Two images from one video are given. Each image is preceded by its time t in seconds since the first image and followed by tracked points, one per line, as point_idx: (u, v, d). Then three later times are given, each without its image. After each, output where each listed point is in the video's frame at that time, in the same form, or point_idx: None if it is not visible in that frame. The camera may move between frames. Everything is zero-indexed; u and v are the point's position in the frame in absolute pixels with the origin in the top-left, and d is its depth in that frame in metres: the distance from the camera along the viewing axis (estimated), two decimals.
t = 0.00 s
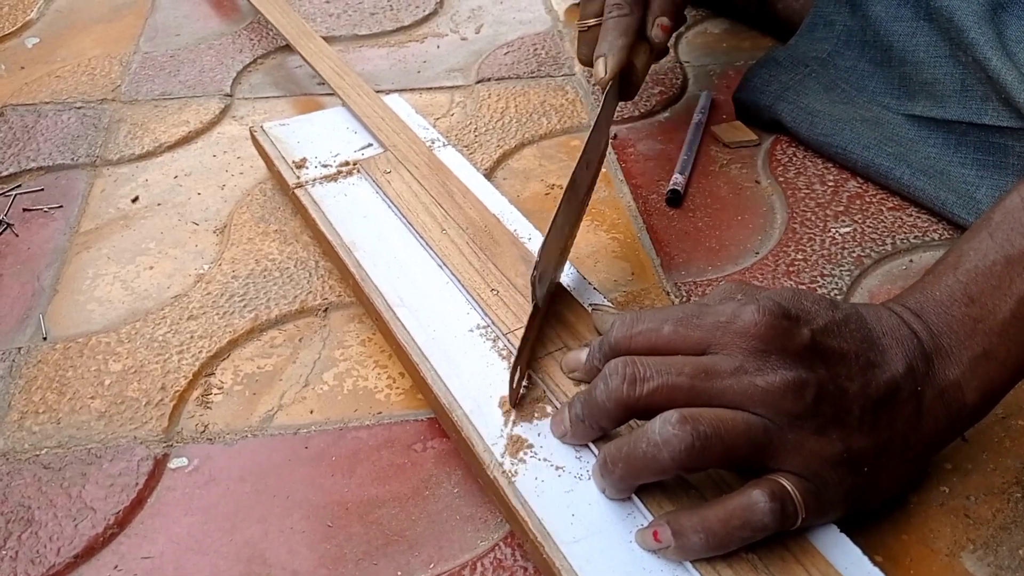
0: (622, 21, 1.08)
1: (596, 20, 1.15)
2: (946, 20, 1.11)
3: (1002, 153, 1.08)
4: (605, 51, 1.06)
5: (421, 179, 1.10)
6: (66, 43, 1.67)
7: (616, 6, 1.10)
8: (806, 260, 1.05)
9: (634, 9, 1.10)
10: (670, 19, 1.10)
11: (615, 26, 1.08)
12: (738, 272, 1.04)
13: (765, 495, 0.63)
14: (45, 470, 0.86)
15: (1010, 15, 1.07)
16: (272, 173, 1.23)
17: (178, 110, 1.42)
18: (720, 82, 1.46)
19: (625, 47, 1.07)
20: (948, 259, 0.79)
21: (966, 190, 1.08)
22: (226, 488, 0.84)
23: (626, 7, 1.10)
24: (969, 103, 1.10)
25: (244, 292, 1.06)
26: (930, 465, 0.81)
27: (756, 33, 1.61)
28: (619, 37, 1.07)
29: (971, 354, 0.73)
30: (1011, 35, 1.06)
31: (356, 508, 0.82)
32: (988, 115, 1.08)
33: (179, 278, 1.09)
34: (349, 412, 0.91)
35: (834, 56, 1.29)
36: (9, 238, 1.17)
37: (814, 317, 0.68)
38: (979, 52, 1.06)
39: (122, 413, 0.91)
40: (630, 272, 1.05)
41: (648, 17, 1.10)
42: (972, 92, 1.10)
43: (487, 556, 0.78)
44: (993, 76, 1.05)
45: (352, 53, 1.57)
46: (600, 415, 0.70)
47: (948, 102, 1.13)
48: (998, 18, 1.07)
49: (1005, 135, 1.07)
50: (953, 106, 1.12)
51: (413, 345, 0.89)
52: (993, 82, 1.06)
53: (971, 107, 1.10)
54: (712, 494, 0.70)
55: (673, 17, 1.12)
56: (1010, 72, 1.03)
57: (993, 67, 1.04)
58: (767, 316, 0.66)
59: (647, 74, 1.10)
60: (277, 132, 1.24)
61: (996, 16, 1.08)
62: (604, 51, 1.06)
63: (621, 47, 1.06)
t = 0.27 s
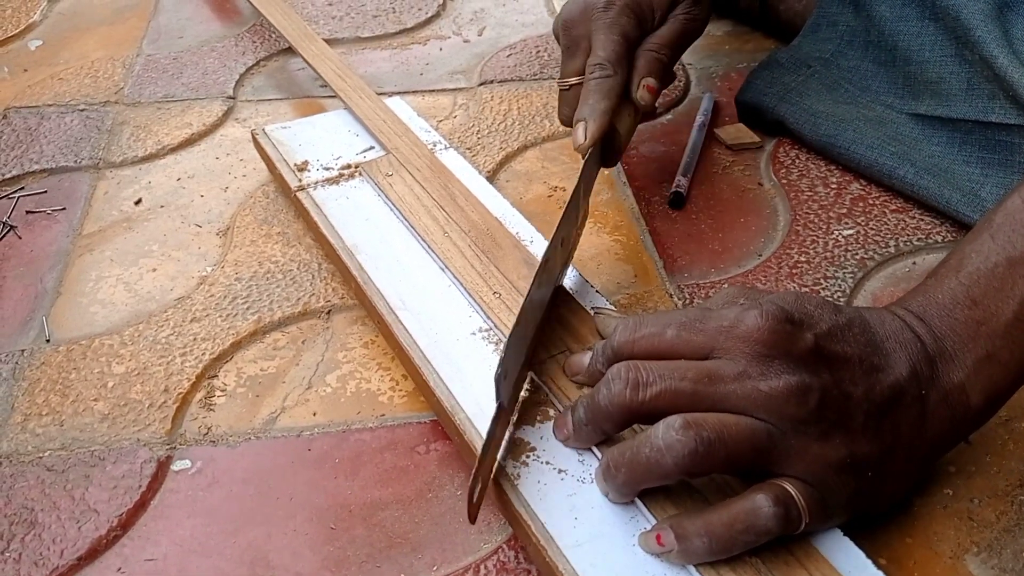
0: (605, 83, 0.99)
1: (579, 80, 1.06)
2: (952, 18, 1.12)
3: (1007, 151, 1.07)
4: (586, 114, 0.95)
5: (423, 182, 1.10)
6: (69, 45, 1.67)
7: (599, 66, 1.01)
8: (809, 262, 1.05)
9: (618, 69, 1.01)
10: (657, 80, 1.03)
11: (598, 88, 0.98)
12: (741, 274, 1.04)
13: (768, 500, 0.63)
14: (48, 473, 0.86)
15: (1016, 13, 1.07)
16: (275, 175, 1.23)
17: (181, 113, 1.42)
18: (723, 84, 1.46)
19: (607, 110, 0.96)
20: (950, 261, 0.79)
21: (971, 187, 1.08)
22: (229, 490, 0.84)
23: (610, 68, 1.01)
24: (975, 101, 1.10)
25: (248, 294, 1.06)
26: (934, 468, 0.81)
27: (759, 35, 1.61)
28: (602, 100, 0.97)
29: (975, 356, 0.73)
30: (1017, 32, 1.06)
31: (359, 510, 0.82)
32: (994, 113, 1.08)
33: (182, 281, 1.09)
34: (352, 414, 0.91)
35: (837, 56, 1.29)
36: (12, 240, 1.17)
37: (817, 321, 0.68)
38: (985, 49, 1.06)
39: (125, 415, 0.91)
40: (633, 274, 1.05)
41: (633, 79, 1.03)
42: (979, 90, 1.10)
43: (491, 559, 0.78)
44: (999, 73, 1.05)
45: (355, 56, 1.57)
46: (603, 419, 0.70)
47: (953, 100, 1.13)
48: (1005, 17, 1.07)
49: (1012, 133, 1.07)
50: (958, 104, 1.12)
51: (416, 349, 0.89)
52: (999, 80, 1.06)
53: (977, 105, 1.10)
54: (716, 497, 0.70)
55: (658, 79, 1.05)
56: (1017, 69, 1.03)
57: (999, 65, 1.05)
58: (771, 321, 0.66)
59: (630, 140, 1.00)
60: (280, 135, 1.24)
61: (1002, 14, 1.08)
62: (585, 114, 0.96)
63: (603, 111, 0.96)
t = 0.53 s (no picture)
0: (589, 114, 0.96)
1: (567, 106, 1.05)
2: (951, 24, 1.13)
3: (1006, 155, 1.08)
4: (569, 146, 0.93)
5: (425, 184, 1.10)
6: (70, 47, 1.67)
7: (584, 94, 0.98)
8: (811, 264, 1.05)
9: (605, 96, 0.98)
10: (644, 109, 1.01)
11: (581, 119, 0.96)
12: (743, 276, 1.04)
13: (771, 504, 0.62)
14: (50, 475, 0.86)
15: (1014, 19, 1.08)
16: (276, 177, 1.23)
17: (182, 115, 1.42)
18: (724, 86, 1.46)
19: (591, 142, 0.94)
20: (952, 263, 0.79)
21: (970, 193, 1.08)
22: (231, 493, 0.84)
23: (596, 96, 0.98)
24: (973, 107, 1.11)
25: (249, 297, 1.06)
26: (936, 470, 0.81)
27: (760, 37, 1.61)
28: (585, 131, 0.94)
29: (975, 359, 0.73)
30: (1015, 39, 1.07)
31: (362, 513, 0.82)
32: (992, 118, 1.09)
33: (184, 283, 1.09)
34: (354, 417, 0.91)
35: (838, 59, 1.29)
36: (14, 242, 1.17)
37: (818, 325, 0.67)
38: (983, 56, 1.08)
39: (127, 417, 0.91)
40: (634, 276, 1.05)
41: (620, 108, 1.00)
42: (978, 96, 1.10)
43: (493, 561, 0.77)
44: (998, 80, 1.06)
45: (356, 58, 1.57)
46: (604, 420, 0.70)
47: (952, 105, 1.13)
48: (1002, 23, 1.09)
49: (1010, 139, 1.08)
50: (957, 110, 1.13)
51: (417, 351, 0.89)
52: (998, 86, 1.07)
53: (975, 110, 1.10)
54: (718, 500, 0.70)
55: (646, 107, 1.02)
56: (1015, 76, 1.04)
57: (998, 71, 1.06)
58: (772, 325, 0.65)
59: (618, 171, 0.98)
60: (281, 137, 1.24)
61: (1000, 20, 1.09)
62: (568, 146, 0.93)
63: (587, 143, 0.93)
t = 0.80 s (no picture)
0: (628, 35, 1.10)
1: (602, 32, 1.17)
2: (951, 26, 1.13)
3: (1007, 159, 1.08)
4: (609, 65, 1.08)
5: (427, 185, 1.10)
6: (72, 49, 1.67)
7: (622, 18, 1.11)
8: (813, 266, 1.05)
9: (640, 22, 1.11)
10: (674, 34, 1.13)
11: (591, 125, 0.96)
12: (744, 278, 1.05)
13: (772, 507, 0.62)
14: (52, 477, 0.86)
15: (1013, 22, 1.08)
16: (278, 179, 1.24)
17: (184, 116, 1.43)
18: (726, 88, 1.46)
19: (629, 61, 1.09)
20: (954, 265, 0.79)
21: (970, 196, 1.08)
22: (233, 494, 0.84)
23: (632, 20, 1.11)
24: (973, 110, 1.11)
25: (251, 298, 1.06)
26: (938, 471, 0.81)
27: (761, 38, 1.61)
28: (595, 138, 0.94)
29: (976, 364, 0.73)
30: (1015, 41, 1.07)
31: (364, 514, 0.82)
32: (993, 121, 1.09)
33: (186, 284, 1.09)
34: (356, 418, 0.91)
35: (839, 62, 1.29)
36: (16, 244, 1.17)
37: (820, 327, 0.68)
38: (983, 58, 1.08)
39: (130, 419, 0.91)
40: (636, 278, 1.05)
41: (653, 30, 1.12)
42: (978, 99, 1.10)
43: (496, 562, 0.78)
44: (998, 83, 1.06)
45: (358, 59, 1.58)
46: (606, 420, 0.70)
47: (953, 108, 1.13)
48: (1002, 25, 1.08)
49: (1010, 142, 1.08)
50: (957, 112, 1.13)
51: (420, 353, 0.89)
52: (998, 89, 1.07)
53: (976, 113, 1.10)
54: (720, 502, 0.70)
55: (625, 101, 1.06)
56: (1015, 79, 1.04)
57: (997, 74, 1.06)
58: (775, 325, 0.65)
59: (649, 88, 1.13)
60: (283, 138, 1.24)
61: (1000, 23, 1.08)
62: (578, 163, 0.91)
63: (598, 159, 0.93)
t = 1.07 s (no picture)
0: (638, 7, 1.11)
1: (612, 4, 1.19)
2: (952, 26, 1.13)
3: (1007, 158, 1.08)
4: (620, 35, 1.09)
5: (426, 187, 1.10)
6: (72, 51, 1.67)
7: None
8: (813, 268, 1.05)
9: None
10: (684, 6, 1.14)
11: (631, 9, 1.11)
12: (744, 280, 1.05)
13: (771, 512, 0.62)
14: (51, 479, 0.86)
15: (1014, 22, 1.08)
16: (278, 181, 1.24)
17: (184, 118, 1.43)
18: (725, 90, 1.46)
19: (640, 32, 1.10)
20: (954, 268, 0.79)
21: (970, 196, 1.08)
22: (233, 497, 0.84)
23: None
24: (974, 109, 1.11)
25: (251, 300, 1.06)
26: (938, 474, 0.81)
27: (761, 40, 1.62)
28: (635, 21, 1.10)
29: (976, 366, 0.73)
30: (1016, 40, 1.07)
31: (363, 517, 0.82)
32: (993, 120, 1.09)
33: (186, 286, 1.09)
34: (356, 421, 0.91)
35: (838, 63, 1.29)
36: (15, 246, 1.17)
37: (820, 329, 0.67)
38: (984, 57, 1.08)
39: (129, 421, 0.91)
40: (636, 280, 1.05)
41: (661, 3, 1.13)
42: (978, 98, 1.10)
43: (495, 565, 0.77)
44: (999, 82, 1.06)
45: (358, 61, 1.58)
46: (606, 424, 0.70)
47: (953, 108, 1.13)
48: (1003, 25, 1.09)
49: (1010, 141, 1.08)
50: (957, 112, 1.13)
51: (419, 354, 0.89)
52: (999, 87, 1.07)
53: (976, 112, 1.10)
54: (720, 505, 0.70)
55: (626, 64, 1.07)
56: (1016, 78, 1.04)
57: (999, 73, 1.06)
58: (773, 328, 0.65)
59: (659, 59, 1.15)
60: (283, 140, 1.24)
61: (1001, 22, 1.09)
62: (620, 36, 1.09)
63: (636, 32, 1.09)
